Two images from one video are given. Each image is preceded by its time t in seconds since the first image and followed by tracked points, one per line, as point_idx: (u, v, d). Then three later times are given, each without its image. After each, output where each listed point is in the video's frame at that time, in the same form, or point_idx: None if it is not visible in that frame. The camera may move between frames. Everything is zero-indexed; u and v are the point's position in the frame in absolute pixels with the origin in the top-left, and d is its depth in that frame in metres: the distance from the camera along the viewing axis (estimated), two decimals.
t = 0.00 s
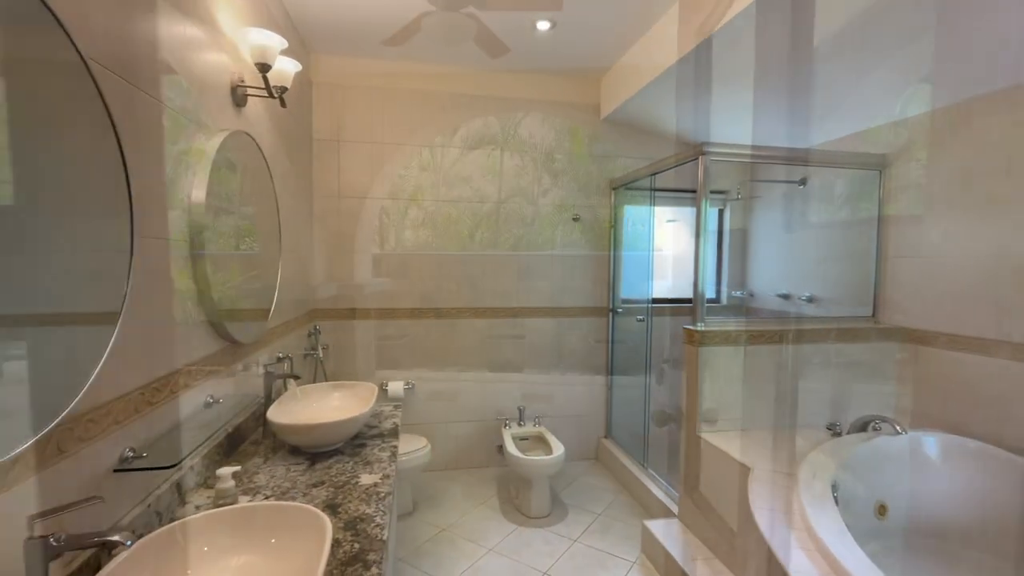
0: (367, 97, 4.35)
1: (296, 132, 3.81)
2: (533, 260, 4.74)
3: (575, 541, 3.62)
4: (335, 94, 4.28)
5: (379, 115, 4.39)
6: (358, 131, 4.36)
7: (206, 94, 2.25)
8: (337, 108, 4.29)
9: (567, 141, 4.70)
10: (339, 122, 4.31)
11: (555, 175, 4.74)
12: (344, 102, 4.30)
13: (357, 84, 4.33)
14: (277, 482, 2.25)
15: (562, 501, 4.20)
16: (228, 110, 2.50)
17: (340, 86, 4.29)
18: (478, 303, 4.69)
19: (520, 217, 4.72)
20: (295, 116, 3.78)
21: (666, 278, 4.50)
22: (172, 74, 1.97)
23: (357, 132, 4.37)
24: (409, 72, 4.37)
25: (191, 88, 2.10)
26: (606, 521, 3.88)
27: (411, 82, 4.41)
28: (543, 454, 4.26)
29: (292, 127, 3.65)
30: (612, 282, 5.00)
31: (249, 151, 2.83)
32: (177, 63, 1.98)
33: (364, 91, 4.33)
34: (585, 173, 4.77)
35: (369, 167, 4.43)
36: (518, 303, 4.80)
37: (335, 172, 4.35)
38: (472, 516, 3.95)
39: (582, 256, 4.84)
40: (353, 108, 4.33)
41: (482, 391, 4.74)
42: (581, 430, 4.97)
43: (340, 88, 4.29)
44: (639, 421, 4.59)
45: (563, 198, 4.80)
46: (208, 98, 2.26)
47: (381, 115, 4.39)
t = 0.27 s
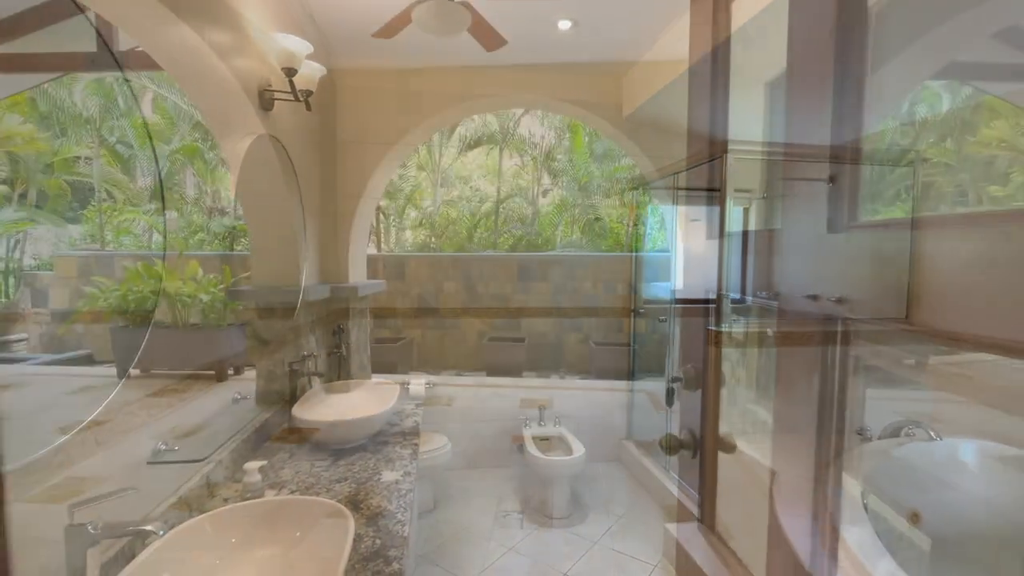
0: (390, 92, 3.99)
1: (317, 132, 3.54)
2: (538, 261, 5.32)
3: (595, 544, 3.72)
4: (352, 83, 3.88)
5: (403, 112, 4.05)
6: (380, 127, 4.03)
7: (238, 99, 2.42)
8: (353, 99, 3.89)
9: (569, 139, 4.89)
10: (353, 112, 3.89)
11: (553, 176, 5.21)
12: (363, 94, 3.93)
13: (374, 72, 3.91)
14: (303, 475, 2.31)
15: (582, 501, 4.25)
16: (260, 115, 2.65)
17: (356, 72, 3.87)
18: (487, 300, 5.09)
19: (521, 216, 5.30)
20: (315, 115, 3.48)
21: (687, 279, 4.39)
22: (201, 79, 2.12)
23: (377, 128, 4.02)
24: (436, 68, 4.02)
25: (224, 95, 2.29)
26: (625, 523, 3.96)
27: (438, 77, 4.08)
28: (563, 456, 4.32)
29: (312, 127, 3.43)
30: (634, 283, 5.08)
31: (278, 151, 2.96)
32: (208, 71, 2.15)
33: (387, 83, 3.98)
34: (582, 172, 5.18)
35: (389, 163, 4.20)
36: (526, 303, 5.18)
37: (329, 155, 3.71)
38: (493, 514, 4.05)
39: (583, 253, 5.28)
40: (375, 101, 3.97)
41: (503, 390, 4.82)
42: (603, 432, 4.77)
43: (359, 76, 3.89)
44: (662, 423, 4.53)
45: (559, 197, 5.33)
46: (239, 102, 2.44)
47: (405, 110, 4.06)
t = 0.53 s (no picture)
0: (382, 88, 3.34)
1: (306, 129, 3.25)
2: (537, 261, 4.93)
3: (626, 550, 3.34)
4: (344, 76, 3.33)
5: (394, 111, 3.38)
6: (369, 127, 3.41)
7: (256, 96, 2.71)
8: (343, 92, 3.33)
9: (569, 139, 5.59)
10: (343, 108, 3.37)
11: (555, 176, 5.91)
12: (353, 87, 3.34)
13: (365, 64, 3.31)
14: (282, 483, 2.28)
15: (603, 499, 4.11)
16: (261, 105, 2.76)
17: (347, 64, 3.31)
18: (485, 299, 4.94)
19: (523, 217, 6.12)
20: (301, 111, 3.17)
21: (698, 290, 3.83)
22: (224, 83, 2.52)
23: (365, 128, 3.41)
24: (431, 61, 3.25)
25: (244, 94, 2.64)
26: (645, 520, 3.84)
27: (435, 73, 3.33)
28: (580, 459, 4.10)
29: (299, 124, 3.17)
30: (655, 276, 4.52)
31: (279, 145, 3.00)
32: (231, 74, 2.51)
33: (378, 77, 3.33)
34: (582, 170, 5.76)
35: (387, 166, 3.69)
36: (525, 305, 4.93)
37: (327, 157, 3.42)
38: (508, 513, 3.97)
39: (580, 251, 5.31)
40: (365, 97, 3.36)
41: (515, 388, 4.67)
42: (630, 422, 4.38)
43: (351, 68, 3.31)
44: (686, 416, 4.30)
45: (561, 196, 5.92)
46: (257, 99, 2.72)
47: (396, 109, 3.38)
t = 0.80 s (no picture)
0: (372, 79, 3.30)
1: (296, 126, 3.28)
2: (540, 262, 4.71)
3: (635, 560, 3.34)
4: (333, 71, 3.34)
5: (385, 102, 3.30)
6: (359, 120, 3.33)
7: (245, 88, 2.83)
8: (333, 88, 3.34)
9: (573, 138, 5.79)
10: (334, 102, 3.34)
11: (558, 176, 5.88)
12: (343, 82, 3.33)
13: (356, 57, 3.29)
14: (269, 495, 2.16)
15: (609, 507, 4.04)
16: (250, 97, 2.86)
17: (337, 59, 3.32)
18: (485, 302, 4.78)
19: (524, 217, 5.97)
20: (289, 108, 3.21)
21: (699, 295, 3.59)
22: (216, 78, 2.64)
23: (356, 121, 3.33)
24: (419, 49, 3.16)
25: (236, 85, 2.76)
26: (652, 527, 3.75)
27: (425, 62, 3.24)
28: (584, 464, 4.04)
29: (288, 120, 3.20)
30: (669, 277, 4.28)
31: (270, 138, 3.02)
32: (221, 67, 2.65)
33: (368, 70, 3.30)
34: (584, 170, 5.78)
35: (383, 165, 3.59)
36: (527, 308, 4.76)
37: (319, 155, 3.38)
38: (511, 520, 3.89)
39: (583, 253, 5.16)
40: (354, 90, 3.32)
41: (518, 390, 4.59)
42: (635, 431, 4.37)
43: (341, 63, 3.32)
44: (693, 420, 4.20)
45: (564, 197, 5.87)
46: (247, 92, 2.84)
47: (387, 100, 3.30)
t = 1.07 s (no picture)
0: (370, 75, 3.18)
1: (292, 125, 3.18)
2: (543, 264, 4.59)
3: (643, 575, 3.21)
4: (331, 68, 3.23)
5: (384, 100, 3.18)
6: (357, 118, 3.22)
7: (239, 85, 2.73)
8: (331, 85, 3.23)
9: (578, 137, 5.67)
10: (332, 100, 3.24)
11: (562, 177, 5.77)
12: (340, 79, 3.22)
13: (354, 53, 3.19)
14: (258, 513, 2.04)
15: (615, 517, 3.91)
16: (244, 93, 2.76)
17: (335, 56, 3.22)
18: (487, 305, 4.66)
19: (528, 218, 5.83)
20: (284, 105, 3.11)
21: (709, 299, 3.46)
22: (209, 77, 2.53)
23: (354, 119, 3.22)
24: (419, 44, 3.04)
25: (229, 83, 2.65)
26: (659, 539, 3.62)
27: (425, 58, 3.12)
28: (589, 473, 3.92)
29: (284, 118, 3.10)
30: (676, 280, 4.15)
31: (264, 137, 2.91)
32: (214, 64, 2.55)
33: (367, 66, 3.19)
34: (589, 170, 5.68)
35: (381, 164, 3.48)
36: (530, 311, 4.64)
37: (315, 154, 3.27)
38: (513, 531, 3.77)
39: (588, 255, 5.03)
40: (352, 87, 3.21)
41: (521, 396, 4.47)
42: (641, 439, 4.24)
43: (339, 59, 3.22)
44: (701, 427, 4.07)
45: (569, 198, 5.76)
46: (241, 88, 2.74)
47: (386, 97, 3.18)
